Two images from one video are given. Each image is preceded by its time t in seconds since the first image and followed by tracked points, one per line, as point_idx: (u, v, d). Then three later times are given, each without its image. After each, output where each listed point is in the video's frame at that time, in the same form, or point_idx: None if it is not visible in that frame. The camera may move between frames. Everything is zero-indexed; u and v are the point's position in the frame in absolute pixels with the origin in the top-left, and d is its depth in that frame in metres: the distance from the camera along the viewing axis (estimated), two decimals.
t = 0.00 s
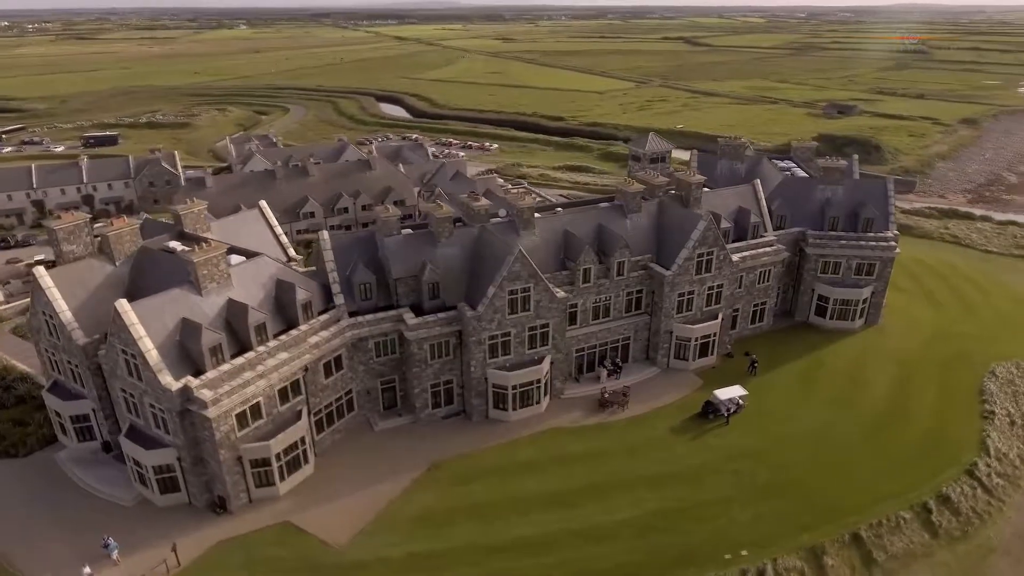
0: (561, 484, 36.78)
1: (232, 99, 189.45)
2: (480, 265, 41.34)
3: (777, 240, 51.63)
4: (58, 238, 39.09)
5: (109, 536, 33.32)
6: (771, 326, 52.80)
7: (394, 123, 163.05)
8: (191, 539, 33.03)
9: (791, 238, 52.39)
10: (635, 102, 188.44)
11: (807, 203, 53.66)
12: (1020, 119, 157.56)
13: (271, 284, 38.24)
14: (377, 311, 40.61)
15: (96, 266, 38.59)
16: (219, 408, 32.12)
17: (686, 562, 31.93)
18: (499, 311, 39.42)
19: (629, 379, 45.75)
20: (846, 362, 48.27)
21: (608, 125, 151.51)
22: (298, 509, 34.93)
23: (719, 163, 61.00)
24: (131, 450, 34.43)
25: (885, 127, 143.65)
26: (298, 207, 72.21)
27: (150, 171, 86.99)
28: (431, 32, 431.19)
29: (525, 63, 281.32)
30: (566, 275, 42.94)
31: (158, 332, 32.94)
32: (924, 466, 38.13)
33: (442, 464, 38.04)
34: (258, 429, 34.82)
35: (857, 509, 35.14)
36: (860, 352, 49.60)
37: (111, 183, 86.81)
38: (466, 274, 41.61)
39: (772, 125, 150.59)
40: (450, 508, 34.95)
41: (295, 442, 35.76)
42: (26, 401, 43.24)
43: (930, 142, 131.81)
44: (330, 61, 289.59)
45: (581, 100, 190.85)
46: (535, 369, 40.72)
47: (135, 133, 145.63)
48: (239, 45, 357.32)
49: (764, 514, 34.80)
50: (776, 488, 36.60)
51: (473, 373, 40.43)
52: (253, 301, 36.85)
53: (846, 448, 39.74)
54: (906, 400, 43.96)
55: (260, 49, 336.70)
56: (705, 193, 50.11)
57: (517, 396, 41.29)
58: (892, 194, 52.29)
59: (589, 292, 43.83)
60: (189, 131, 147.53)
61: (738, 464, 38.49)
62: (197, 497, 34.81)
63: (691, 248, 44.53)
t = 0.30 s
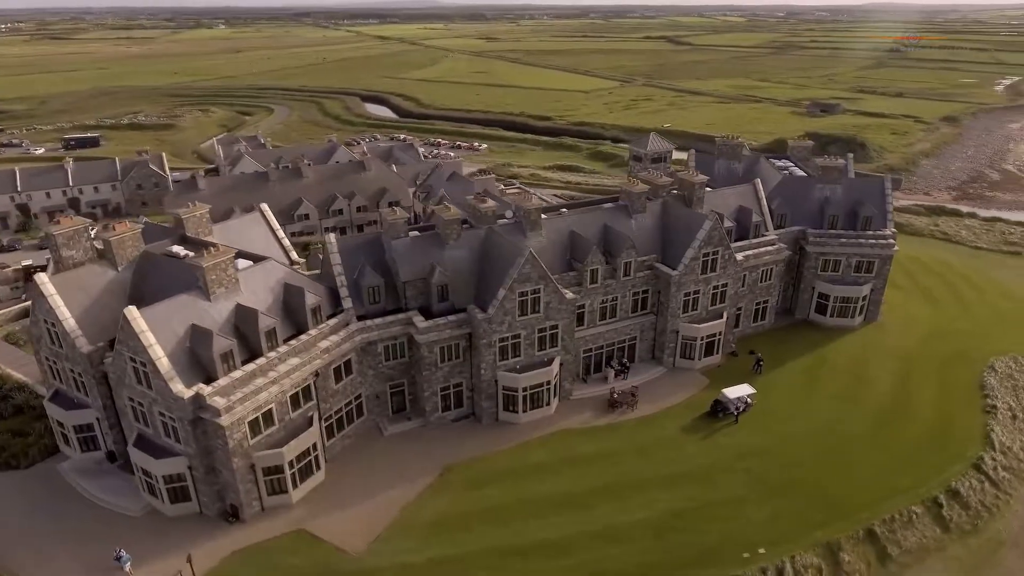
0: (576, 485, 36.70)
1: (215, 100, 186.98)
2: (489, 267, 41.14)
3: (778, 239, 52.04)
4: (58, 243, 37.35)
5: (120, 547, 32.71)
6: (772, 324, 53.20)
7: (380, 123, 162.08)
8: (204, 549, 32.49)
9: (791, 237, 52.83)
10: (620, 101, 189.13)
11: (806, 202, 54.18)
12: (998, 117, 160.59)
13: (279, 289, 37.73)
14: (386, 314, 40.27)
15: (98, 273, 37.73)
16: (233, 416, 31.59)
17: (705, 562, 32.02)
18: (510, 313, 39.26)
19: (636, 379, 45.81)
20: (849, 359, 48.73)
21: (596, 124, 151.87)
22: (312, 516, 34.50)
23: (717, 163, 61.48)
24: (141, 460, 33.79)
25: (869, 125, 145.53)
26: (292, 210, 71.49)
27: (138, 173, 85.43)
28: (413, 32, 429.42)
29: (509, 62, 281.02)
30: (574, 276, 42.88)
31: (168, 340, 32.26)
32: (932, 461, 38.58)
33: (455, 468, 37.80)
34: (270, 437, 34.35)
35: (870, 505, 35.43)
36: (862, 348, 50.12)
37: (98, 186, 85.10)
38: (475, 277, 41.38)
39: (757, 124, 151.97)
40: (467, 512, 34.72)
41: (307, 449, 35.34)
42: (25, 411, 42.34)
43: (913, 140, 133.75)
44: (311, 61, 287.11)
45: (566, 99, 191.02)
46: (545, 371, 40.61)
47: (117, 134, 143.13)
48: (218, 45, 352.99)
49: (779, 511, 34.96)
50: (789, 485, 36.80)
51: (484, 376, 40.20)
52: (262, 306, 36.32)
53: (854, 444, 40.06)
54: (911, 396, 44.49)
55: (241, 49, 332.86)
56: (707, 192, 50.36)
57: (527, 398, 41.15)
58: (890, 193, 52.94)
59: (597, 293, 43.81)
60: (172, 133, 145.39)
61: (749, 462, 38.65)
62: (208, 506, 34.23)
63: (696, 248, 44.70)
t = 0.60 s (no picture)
0: (591, 488, 36.68)
1: (198, 101, 184.67)
2: (498, 269, 40.93)
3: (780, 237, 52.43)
4: (59, 249, 34.95)
5: (132, 559, 32.07)
6: (774, 322, 53.57)
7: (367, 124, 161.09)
8: (219, 560, 31.96)
9: (792, 235, 53.29)
10: (606, 100, 189.72)
11: (806, 200, 54.73)
12: (978, 115, 163.44)
13: (288, 294, 37.23)
14: (395, 318, 39.91)
15: (101, 278, 36.84)
16: (248, 424, 31.07)
17: (724, 562, 32.15)
18: (521, 315, 39.12)
19: (644, 380, 45.88)
20: (852, 357, 49.21)
21: (584, 124, 152.20)
22: (327, 523, 34.10)
23: (715, 162, 61.96)
24: (151, 470, 33.13)
25: (853, 123, 147.32)
26: (287, 212, 70.77)
27: (126, 176, 83.75)
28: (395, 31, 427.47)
29: (493, 62, 280.65)
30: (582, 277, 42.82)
31: (179, 348, 31.63)
32: (939, 457, 39.10)
33: (469, 472, 37.59)
34: (284, 444, 33.86)
35: (881, 502, 35.84)
36: (863, 346, 50.64)
37: (84, 190, 83.57)
38: (484, 279, 41.13)
39: (744, 123, 153.16)
40: (484, 518, 34.55)
41: (321, 455, 34.90)
42: (23, 421, 41.44)
43: (897, 138, 135.62)
44: (294, 61, 284.59)
45: (553, 99, 191.20)
46: (556, 373, 40.51)
47: (99, 136, 140.84)
48: (198, 44, 348.44)
49: (793, 510, 35.25)
50: (801, 484, 37.10)
51: (495, 379, 40.01)
52: (271, 312, 35.80)
53: (863, 442, 40.44)
54: (914, 392, 45.02)
55: (221, 49, 329.05)
56: (710, 192, 50.62)
57: (538, 400, 41.03)
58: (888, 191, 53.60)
59: (605, 294, 43.78)
60: (156, 134, 143.26)
61: (761, 461, 38.89)
62: (221, 516, 33.65)
63: (703, 248, 44.86)
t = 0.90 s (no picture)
0: (606, 490, 36.64)
1: (181, 101, 182.35)
2: (508, 272, 40.71)
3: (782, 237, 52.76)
4: (59, 255, 35.24)
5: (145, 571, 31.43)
6: (777, 321, 53.96)
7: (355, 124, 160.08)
8: (234, 571, 31.41)
9: (793, 235, 53.67)
10: (593, 100, 190.17)
11: (805, 200, 55.19)
12: (959, 113, 165.97)
13: (298, 299, 36.82)
14: (405, 322, 39.56)
15: (106, 284, 36.14)
16: (263, 432, 30.57)
17: (745, 562, 32.21)
18: (533, 317, 38.97)
19: (652, 380, 45.94)
20: (855, 355, 49.67)
21: (572, 124, 152.39)
22: (342, 532, 33.66)
23: (713, 162, 62.37)
24: (162, 480, 32.47)
25: (839, 122, 148.84)
26: (283, 214, 69.98)
27: (115, 179, 82.56)
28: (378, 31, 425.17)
29: (478, 62, 280.16)
30: (591, 278, 42.77)
31: (192, 355, 31.09)
32: (948, 453, 39.59)
33: (483, 476, 37.39)
34: (298, 451, 33.37)
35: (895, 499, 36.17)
36: (866, 343, 51.14)
37: (72, 193, 82.00)
38: (494, 281, 40.93)
39: (732, 122, 154.12)
40: (502, 522, 34.35)
41: (335, 462, 34.48)
42: (24, 430, 40.42)
43: (882, 137, 137.32)
44: (276, 61, 281.96)
45: (540, 99, 191.22)
46: (568, 375, 40.39)
47: (82, 138, 138.52)
48: (178, 44, 343.84)
49: (809, 509, 35.42)
50: (815, 483, 37.32)
51: (507, 382, 39.81)
52: (283, 317, 35.38)
53: (872, 440, 40.79)
54: (918, 389, 45.55)
55: (201, 49, 325.13)
56: (713, 192, 50.81)
57: (550, 402, 40.90)
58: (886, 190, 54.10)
59: (613, 294, 43.75)
60: (140, 136, 141.20)
61: (773, 460, 39.10)
62: (235, 525, 33.10)
63: (709, 248, 44.98)
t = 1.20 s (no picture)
0: (619, 491, 36.63)
1: (166, 102, 180.36)
2: (517, 274, 40.56)
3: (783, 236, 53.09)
4: (64, 262, 33.46)
5: None
6: (779, 321, 54.29)
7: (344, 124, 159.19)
8: None
9: (795, 234, 54.02)
10: (582, 100, 190.55)
11: (805, 200, 55.58)
12: (943, 112, 168.20)
13: (308, 304, 36.47)
14: (414, 325, 39.28)
15: (111, 291, 35.42)
16: (279, 439, 30.18)
17: (760, 561, 32.31)
18: (544, 319, 38.87)
19: (659, 381, 46.02)
20: (858, 353, 50.09)
21: (562, 123, 152.57)
22: (357, 539, 33.31)
23: (712, 162, 62.65)
24: (173, 489, 31.94)
25: (827, 121, 150.28)
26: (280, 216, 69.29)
27: (105, 182, 81.35)
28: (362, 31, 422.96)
29: (465, 61, 279.79)
30: (599, 279, 42.76)
31: (204, 362, 30.59)
32: (953, 449, 39.98)
33: (496, 480, 37.24)
34: (312, 458, 33.01)
35: (906, 496, 36.45)
36: (867, 341, 51.61)
37: (61, 197, 80.73)
38: (503, 283, 40.78)
39: (720, 121, 155.13)
40: (516, 526, 34.20)
41: (349, 468, 34.15)
42: (25, 440, 39.54)
43: (869, 136, 138.85)
44: (261, 61, 279.57)
45: (529, 98, 191.31)
46: (578, 377, 40.36)
47: (67, 140, 136.47)
48: (160, 44, 339.87)
49: (820, 507, 35.63)
50: (824, 481, 37.55)
51: (517, 384, 39.65)
52: (293, 322, 35.01)
53: (879, 437, 41.11)
54: (922, 386, 46.02)
55: (184, 49, 321.74)
56: (716, 192, 51.00)
57: (560, 405, 40.84)
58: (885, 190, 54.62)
59: (621, 295, 43.76)
60: (126, 137, 139.48)
61: (782, 458, 39.30)
62: (249, 533, 32.65)
63: (715, 248, 45.15)
